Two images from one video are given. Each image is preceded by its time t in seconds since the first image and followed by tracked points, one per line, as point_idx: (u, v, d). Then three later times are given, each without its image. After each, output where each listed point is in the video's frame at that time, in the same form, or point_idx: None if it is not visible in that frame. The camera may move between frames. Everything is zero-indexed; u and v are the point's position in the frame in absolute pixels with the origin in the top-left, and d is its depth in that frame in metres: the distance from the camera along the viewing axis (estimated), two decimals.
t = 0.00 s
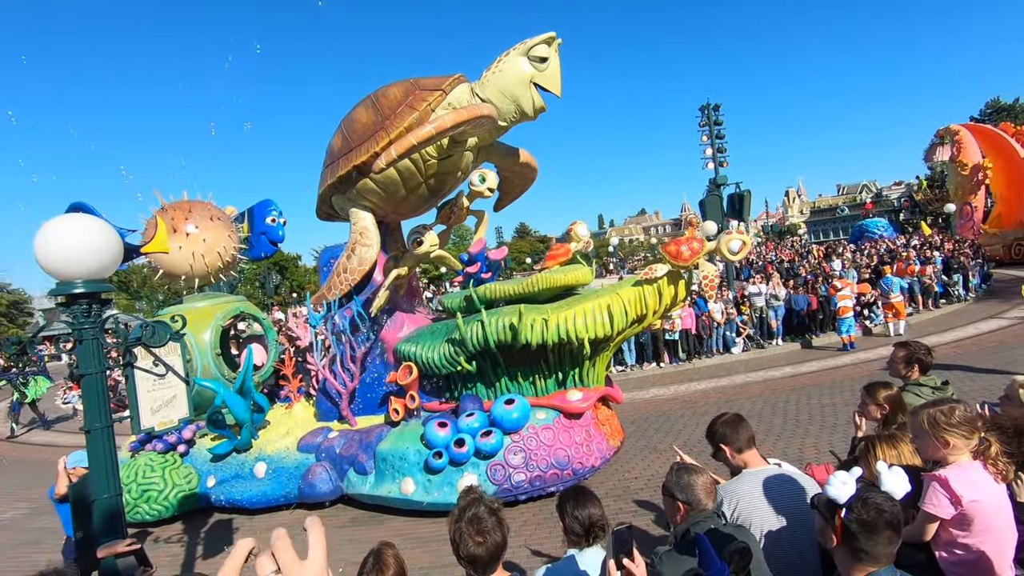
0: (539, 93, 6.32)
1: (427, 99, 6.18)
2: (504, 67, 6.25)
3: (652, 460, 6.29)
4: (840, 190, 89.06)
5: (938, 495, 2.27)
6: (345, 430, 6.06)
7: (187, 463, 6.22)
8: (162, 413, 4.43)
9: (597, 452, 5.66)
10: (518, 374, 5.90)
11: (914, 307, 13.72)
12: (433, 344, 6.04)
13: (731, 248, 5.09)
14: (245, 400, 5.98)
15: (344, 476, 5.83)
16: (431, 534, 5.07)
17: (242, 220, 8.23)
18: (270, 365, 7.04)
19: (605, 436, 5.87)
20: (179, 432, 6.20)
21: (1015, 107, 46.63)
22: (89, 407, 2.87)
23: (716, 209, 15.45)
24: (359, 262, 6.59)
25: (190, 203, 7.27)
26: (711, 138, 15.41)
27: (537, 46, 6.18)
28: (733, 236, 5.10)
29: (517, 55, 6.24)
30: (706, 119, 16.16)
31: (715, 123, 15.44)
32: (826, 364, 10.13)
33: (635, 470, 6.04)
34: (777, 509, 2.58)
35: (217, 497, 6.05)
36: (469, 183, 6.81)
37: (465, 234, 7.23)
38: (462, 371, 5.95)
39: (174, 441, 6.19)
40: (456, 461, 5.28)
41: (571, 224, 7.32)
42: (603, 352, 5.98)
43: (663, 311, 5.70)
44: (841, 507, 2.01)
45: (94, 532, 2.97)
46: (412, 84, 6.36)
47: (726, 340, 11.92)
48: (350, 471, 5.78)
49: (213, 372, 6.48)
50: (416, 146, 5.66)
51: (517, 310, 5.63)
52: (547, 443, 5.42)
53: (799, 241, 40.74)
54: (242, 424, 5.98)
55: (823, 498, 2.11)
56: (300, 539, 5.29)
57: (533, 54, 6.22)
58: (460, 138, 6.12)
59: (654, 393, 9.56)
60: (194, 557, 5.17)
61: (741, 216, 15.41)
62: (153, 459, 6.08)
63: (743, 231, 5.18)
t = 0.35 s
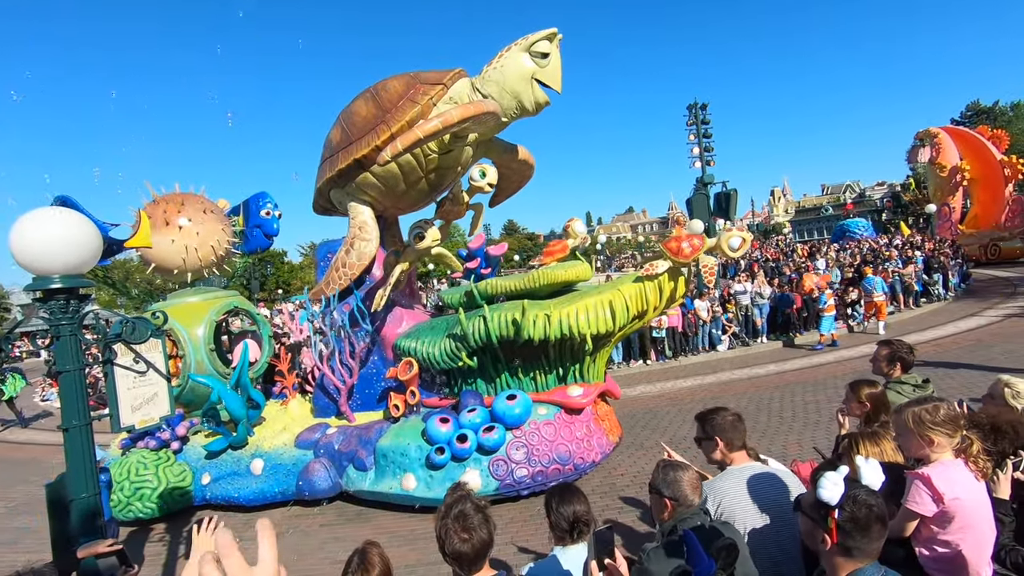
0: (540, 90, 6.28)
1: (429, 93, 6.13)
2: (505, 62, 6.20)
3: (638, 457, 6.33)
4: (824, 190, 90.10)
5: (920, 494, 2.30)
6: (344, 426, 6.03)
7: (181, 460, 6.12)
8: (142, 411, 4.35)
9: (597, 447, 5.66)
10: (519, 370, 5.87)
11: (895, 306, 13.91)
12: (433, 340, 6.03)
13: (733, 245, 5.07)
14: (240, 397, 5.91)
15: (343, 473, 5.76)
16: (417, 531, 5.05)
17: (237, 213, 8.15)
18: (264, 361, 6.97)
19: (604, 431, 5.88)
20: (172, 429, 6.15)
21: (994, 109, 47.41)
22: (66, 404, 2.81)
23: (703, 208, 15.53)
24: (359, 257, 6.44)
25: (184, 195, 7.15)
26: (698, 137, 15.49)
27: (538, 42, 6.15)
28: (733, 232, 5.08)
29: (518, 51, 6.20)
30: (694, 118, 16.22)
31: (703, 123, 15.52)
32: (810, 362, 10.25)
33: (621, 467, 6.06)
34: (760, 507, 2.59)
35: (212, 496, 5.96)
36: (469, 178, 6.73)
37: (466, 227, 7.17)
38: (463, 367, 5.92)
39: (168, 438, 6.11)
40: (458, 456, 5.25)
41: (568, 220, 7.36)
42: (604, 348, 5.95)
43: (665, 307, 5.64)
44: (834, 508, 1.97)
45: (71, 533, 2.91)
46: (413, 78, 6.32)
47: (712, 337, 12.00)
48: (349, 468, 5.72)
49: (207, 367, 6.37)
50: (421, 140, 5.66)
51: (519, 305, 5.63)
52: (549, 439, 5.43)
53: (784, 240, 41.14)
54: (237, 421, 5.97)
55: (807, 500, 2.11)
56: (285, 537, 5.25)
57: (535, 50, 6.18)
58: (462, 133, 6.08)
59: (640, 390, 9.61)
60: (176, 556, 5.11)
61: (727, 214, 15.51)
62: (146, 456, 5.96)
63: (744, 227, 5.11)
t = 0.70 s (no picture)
0: (542, 89, 6.30)
1: (431, 91, 6.09)
2: (507, 61, 6.19)
3: (624, 456, 6.37)
4: (808, 193, 91.26)
5: (896, 491, 2.34)
6: (343, 425, 5.99)
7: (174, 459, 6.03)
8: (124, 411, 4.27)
9: (597, 446, 5.67)
10: (519, 368, 5.90)
11: (876, 307, 14.13)
12: (434, 338, 6.03)
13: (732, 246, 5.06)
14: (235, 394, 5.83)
15: (342, 471, 5.73)
16: (403, 531, 5.04)
17: (233, 208, 8.06)
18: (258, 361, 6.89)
19: (604, 429, 5.88)
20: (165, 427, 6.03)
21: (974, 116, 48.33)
22: (46, 401, 2.77)
23: (689, 210, 15.66)
24: (358, 253, 6.39)
25: (176, 189, 7.04)
26: (685, 139, 15.60)
27: (541, 42, 6.16)
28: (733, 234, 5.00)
29: (520, 50, 6.20)
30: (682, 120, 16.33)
31: (690, 125, 15.65)
32: (793, 362, 10.38)
33: (607, 466, 6.10)
34: (744, 504, 2.62)
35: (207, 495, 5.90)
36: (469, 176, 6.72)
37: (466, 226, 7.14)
38: (464, 365, 5.94)
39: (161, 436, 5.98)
40: (461, 454, 5.24)
41: (565, 219, 7.39)
42: (603, 347, 5.99)
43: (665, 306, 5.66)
44: (824, 510, 1.99)
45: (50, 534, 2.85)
46: (414, 74, 6.28)
47: (698, 338, 12.10)
48: (348, 466, 5.70)
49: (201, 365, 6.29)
50: (428, 137, 5.62)
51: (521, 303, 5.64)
52: (550, 437, 5.43)
53: (767, 242, 41.61)
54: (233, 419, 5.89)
55: (795, 504, 2.11)
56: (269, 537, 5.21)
57: (537, 49, 6.18)
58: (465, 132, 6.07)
59: (627, 390, 9.67)
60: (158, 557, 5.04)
61: (713, 216, 15.65)
62: (138, 455, 5.84)
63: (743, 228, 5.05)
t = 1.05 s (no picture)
0: (541, 90, 6.33)
1: (432, 90, 6.09)
2: (506, 61, 6.20)
3: (609, 457, 6.40)
4: (792, 197, 92.35)
5: (865, 488, 2.39)
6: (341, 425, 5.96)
7: (167, 460, 5.91)
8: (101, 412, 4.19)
9: (596, 445, 5.68)
10: (519, 368, 5.90)
11: (857, 310, 14.34)
12: (433, 337, 6.03)
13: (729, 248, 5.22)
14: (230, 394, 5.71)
15: (340, 471, 5.70)
16: (388, 533, 5.02)
17: (228, 205, 7.98)
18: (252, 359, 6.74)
19: (603, 429, 5.89)
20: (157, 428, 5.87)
21: (954, 124, 49.26)
22: (20, 402, 2.72)
23: (675, 212, 15.77)
24: (357, 252, 6.42)
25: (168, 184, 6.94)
26: (672, 143, 15.73)
27: (540, 43, 6.18)
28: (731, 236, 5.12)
29: (520, 51, 6.22)
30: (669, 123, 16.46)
31: (677, 129, 15.79)
32: (776, 364, 10.50)
33: (593, 467, 6.12)
34: (723, 502, 2.65)
35: (201, 496, 5.83)
36: (468, 176, 6.73)
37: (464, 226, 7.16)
38: (463, 364, 5.95)
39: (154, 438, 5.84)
40: (462, 453, 5.22)
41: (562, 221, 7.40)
42: (602, 347, 6.03)
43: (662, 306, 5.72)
44: (800, 510, 2.01)
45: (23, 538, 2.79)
46: (414, 73, 6.26)
47: (683, 339, 12.19)
48: (347, 466, 5.66)
49: (194, 364, 6.14)
50: (434, 136, 5.64)
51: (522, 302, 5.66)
52: (550, 437, 5.43)
53: (751, 246, 42.01)
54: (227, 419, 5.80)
55: (771, 504, 2.12)
56: (251, 539, 5.16)
57: (536, 50, 6.20)
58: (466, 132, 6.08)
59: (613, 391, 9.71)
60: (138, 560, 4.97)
61: (699, 219, 15.78)
62: (130, 455, 5.69)
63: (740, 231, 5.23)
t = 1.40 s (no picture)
0: (540, 89, 6.36)
1: (431, 88, 6.09)
2: (505, 61, 6.21)
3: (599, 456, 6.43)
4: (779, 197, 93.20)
5: (837, 480, 2.40)
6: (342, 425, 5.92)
7: (163, 463, 5.80)
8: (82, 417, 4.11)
9: (597, 442, 5.71)
10: (520, 366, 5.92)
11: (843, 308, 14.52)
12: (435, 336, 6.01)
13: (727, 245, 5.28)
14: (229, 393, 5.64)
15: (341, 471, 5.68)
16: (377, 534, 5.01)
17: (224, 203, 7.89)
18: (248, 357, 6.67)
19: (603, 426, 5.92)
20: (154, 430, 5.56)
21: (937, 125, 49.97)
22: None
23: (664, 212, 15.86)
24: (356, 252, 6.38)
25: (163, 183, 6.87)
26: (660, 143, 15.82)
27: (539, 42, 6.20)
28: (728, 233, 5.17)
29: (519, 50, 6.23)
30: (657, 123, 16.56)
31: (665, 129, 15.88)
32: (763, 362, 10.61)
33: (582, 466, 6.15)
34: (705, 496, 2.68)
35: (198, 499, 5.76)
36: (467, 176, 6.72)
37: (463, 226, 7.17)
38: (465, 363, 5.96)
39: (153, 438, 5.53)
40: (465, 452, 5.20)
41: (559, 220, 7.39)
42: (601, 345, 6.05)
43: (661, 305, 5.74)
44: (777, 505, 2.05)
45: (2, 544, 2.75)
46: (414, 72, 6.25)
47: (671, 338, 12.26)
48: (348, 466, 5.64)
49: (191, 364, 6.08)
50: (439, 135, 5.67)
51: (523, 301, 5.67)
52: (552, 435, 5.43)
53: (738, 245, 42.33)
54: (225, 420, 5.73)
55: (750, 500, 2.16)
56: (239, 542, 5.12)
57: (535, 49, 6.22)
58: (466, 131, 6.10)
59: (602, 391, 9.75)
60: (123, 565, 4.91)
61: (687, 218, 15.88)
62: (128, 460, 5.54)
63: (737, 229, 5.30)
